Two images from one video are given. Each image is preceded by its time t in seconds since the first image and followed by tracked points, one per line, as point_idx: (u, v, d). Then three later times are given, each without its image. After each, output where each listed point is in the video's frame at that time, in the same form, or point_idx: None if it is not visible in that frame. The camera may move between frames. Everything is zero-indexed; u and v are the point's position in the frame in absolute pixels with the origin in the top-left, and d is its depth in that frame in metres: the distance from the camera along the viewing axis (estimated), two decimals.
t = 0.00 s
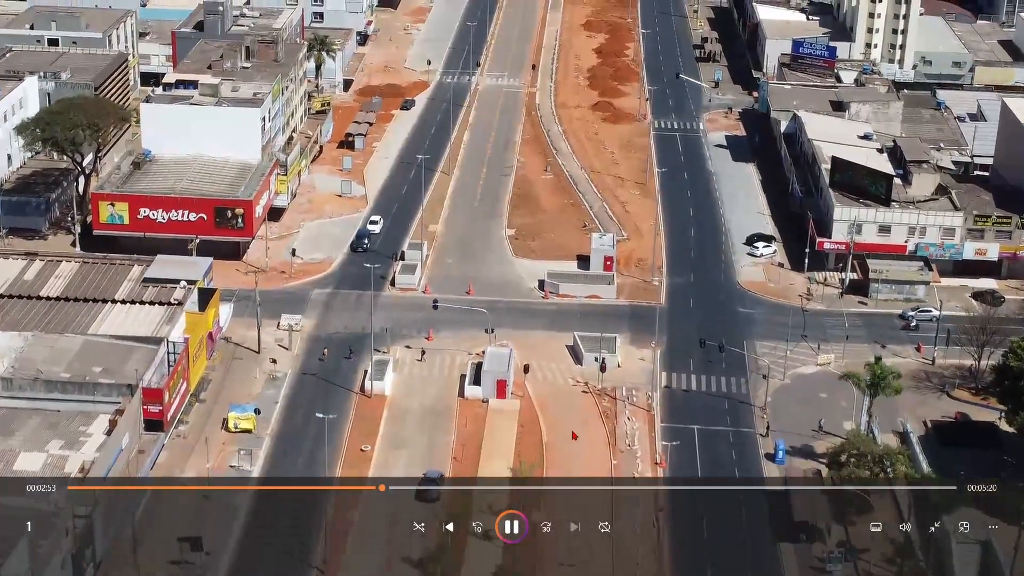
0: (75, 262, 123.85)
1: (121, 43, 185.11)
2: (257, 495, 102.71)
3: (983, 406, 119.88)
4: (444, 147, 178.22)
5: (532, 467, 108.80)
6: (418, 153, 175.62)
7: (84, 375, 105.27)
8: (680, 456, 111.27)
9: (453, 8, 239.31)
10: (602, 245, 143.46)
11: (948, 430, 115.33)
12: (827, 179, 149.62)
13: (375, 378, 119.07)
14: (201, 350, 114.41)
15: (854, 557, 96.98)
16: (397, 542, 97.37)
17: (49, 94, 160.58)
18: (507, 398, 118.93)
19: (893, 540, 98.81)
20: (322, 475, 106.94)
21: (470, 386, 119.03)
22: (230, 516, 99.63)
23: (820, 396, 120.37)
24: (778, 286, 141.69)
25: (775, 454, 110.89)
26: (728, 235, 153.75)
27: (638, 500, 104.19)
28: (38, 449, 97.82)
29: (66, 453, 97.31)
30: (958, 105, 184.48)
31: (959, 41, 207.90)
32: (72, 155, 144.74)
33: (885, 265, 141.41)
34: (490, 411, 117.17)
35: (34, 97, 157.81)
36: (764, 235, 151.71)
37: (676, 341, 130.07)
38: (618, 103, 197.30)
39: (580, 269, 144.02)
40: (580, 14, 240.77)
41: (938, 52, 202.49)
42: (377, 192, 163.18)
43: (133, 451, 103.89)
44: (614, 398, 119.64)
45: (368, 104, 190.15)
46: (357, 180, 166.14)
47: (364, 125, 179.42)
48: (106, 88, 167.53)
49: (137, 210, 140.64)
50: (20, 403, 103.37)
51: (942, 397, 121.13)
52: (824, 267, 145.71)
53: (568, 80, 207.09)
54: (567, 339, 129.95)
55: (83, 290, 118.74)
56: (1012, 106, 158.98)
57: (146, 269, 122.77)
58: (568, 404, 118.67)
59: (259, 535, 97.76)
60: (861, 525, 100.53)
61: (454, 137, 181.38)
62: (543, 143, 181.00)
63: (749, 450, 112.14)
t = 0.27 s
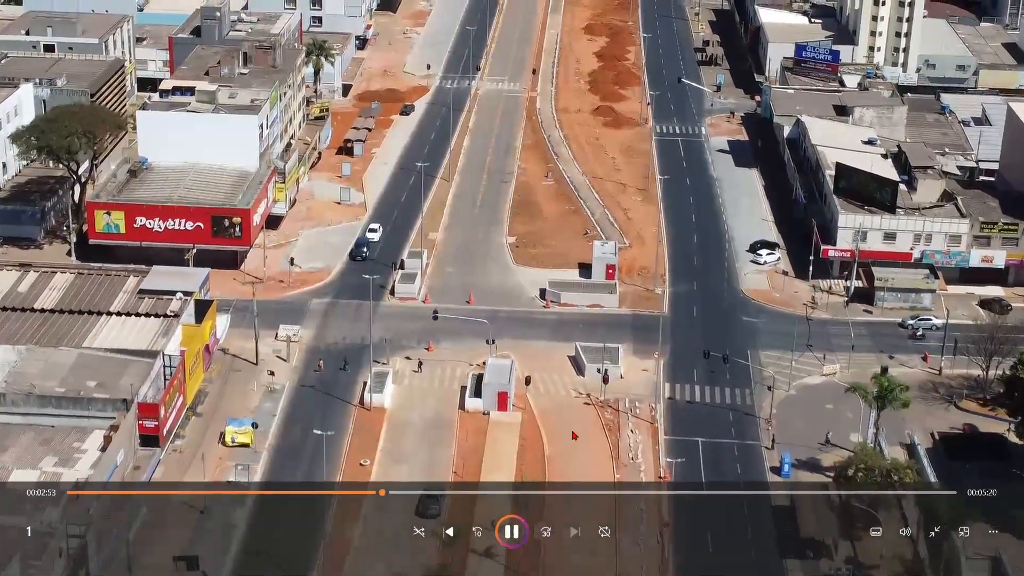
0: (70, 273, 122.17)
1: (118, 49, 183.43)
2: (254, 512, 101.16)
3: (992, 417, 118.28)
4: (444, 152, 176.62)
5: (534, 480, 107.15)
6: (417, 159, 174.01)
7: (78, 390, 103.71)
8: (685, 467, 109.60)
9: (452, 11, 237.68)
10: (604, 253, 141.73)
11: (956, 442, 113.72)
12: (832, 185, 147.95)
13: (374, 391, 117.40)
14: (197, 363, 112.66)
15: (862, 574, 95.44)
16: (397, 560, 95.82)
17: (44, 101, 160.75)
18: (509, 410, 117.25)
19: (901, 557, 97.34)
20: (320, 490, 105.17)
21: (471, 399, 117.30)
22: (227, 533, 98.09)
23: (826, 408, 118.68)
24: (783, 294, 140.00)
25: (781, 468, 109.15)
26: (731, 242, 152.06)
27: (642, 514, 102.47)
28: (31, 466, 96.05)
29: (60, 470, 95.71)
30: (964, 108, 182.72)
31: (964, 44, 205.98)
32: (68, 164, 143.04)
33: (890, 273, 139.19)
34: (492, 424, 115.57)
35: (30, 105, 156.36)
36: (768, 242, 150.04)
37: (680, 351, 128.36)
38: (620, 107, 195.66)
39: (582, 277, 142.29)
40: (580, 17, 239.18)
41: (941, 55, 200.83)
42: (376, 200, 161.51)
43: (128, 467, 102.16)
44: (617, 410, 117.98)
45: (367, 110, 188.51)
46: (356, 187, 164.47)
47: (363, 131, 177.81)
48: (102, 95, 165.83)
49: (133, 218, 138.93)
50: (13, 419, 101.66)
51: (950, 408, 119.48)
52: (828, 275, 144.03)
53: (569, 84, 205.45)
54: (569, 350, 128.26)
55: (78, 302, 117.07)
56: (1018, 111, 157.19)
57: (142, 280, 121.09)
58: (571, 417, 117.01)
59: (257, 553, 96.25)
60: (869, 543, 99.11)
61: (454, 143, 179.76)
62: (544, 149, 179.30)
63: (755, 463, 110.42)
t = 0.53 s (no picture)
0: (65, 284, 120.52)
1: (115, 55, 181.69)
2: (252, 534, 99.91)
3: (1000, 429, 116.65)
4: (444, 159, 174.90)
5: (537, 497, 105.53)
6: (417, 166, 172.36)
7: (73, 406, 102.11)
8: (690, 483, 107.98)
9: (452, 15, 236.05)
10: (606, 261, 140.01)
11: (964, 456, 112.16)
12: (836, 193, 146.25)
13: (374, 404, 115.66)
14: (194, 376, 110.90)
15: None
16: None
17: (40, 109, 158.33)
18: (511, 423, 115.42)
19: None
20: (319, 508, 103.62)
21: (471, 412, 115.50)
22: (224, 557, 97.09)
23: (832, 420, 116.97)
24: (787, 303, 138.31)
25: (786, 482, 107.67)
26: (734, 249, 150.37)
27: (646, 535, 101.20)
28: (24, 484, 94.41)
29: (53, 489, 94.04)
30: (968, 113, 181.08)
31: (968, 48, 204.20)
32: (63, 173, 141.38)
33: (896, 281, 137.45)
34: (493, 438, 113.79)
35: (25, 112, 154.73)
36: (772, 250, 148.35)
37: (683, 361, 126.63)
38: (621, 112, 193.92)
39: (583, 287, 140.60)
40: (581, 21, 237.38)
41: (945, 58, 199.01)
42: (375, 207, 159.79)
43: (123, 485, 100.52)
44: (621, 423, 116.27)
45: (366, 115, 186.85)
46: (355, 194, 162.79)
47: (363, 137, 176.13)
48: (98, 103, 164.14)
49: (129, 228, 137.24)
50: (6, 435, 100.03)
51: (958, 420, 117.80)
52: (833, 284, 142.30)
53: (570, 89, 203.78)
54: (571, 361, 126.57)
55: (73, 314, 115.42)
56: None
57: (137, 292, 119.43)
58: (574, 430, 115.27)
59: None
60: (875, 562, 97.83)
61: (454, 149, 178.03)
62: (545, 155, 177.63)
63: (760, 478, 108.82)
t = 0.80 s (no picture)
0: (60, 298, 118.87)
1: (111, 62, 180.06)
2: (250, 552, 98.32)
3: (1008, 441, 115.12)
4: (444, 166, 173.22)
5: (539, 513, 103.88)
6: (416, 173, 170.66)
7: (67, 423, 100.45)
8: (695, 498, 106.32)
9: (452, 20, 234.33)
10: (608, 271, 138.25)
11: (973, 469, 110.58)
12: (841, 200, 144.51)
13: (373, 418, 113.91)
14: (191, 392, 109.26)
15: None
16: None
17: (36, 117, 156.14)
18: (512, 438, 113.76)
19: None
20: (318, 525, 101.97)
21: (473, 426, 113.86)
22: None
23: (839, 433, 115.31)
24: (792, 312, 136.61)
25: (793, 497, 106.04)
26: (738, 257, 148.66)
27: (651, 552, 99.61)
28: (17, 504, 92.73)
29: (47, 509, 92.32)
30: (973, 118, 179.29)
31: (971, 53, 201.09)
32: (58, 183, 139.81)
33: (902, 290, 135.75)
34: (494, 452, 112.18)
35: (20, 121, 153.07)
36: (776, 258, 146.65)
37: (687, 373, 124.93)
38: (622, 117, 192.18)
39: (585, 296, 138.90)
40: (581, 25, 235.67)
41: (948, 62, 196.41)
42: (375, 216, 158.10)
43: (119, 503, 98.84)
44: (624, 436, 114.60)
45: (365, 122, 185.18)
46: (354, 203, 161.07)
47: (361, 145, 174.45)
48: (94, 111, 162.48)
49: (126, 239, 135.57)
50: None
51: (966, 432, 116.10)
52: (838, 292, 140.54)
53: (570, 94, 202.05)
54: (574, 373, 124.84)
55: (68, 329, 113.78)
56: None
57: (133, 305, 117.72)
58: (577, 444, 113.62)
59: None
60: None
61: (454, 156, 176.34)
62: (546, 161, 175.92)
63: (766, 492, 107.15)
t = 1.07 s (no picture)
0: (54, 315, 117.18)
1: (108, 73, 178.41)
2: None
3: (1016, 459, 113.46)
4: (444, 178, 171.56)
5: (541, 536, 102.11)
6: (416, 185, 168.98)
7: (60, 444, 98.66)
8: (700, 520, 104.54)
9: (451, 29, 232.73)
10: (610, 285, 136.54)
11: (982, 489, 108.80)
12: (845, 212, 142.78)
13: (372, 437, 112.15)
14: (186, 412, 107.57)
15: None
16: None
17: (31, 129, 155.07)
18: (513, 457, 112.04)
19: None
20: (315, 548, 100.22)
21: (473, 444, 112.10)
22: None
23: (845, 451, 113.56)
24: (796, 327, 134.88)
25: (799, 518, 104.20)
26: (741, 270, 146.93)
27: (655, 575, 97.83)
28: (9, 527, 90.82)
29: (39, 534, 90.17)
30: (977, 127, 177.54)
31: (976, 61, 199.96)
32: (53, 197, 138.12)
33: (907, 304, 134.00)
34: (495, 472, 110.43)
35: (15, 134, 151.37)
36: (780, 271, 144.92)
37: (690, 390, 123.20)
38: (624, 128, 190.55)
39: (587, 311, 137.17)
40: (582, 33, 234.08)
41: (953, 71, 195.09)
42: (374, 229, 156.41)
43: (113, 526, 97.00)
44: (627, 455, 112.85)
45: (364, 133, 183.53)
46: (353, 215, 159.40)
47: (360, 156, 172.77)
48: (90, 123, 160.82)
49: (121, 253, 133.86)
50: None
51: (974, 449, 114.33)
52: (843, 306, 138.87)
53: (571, 103, 200.43)
54: (575, 389, 123.05)
55: (62, 347, 112.07)
56: None
57: (128, 323, 116.02)
58: (579, 463, 111.87)
59: None
60: None
61: (454, 168, 174.68)
62: (546, 172, 174.25)
63: (772, 513, 105.36)
